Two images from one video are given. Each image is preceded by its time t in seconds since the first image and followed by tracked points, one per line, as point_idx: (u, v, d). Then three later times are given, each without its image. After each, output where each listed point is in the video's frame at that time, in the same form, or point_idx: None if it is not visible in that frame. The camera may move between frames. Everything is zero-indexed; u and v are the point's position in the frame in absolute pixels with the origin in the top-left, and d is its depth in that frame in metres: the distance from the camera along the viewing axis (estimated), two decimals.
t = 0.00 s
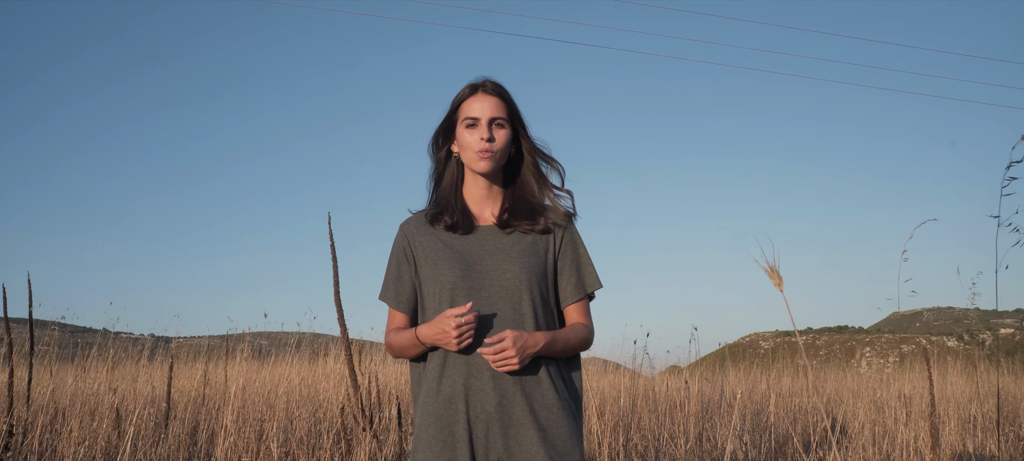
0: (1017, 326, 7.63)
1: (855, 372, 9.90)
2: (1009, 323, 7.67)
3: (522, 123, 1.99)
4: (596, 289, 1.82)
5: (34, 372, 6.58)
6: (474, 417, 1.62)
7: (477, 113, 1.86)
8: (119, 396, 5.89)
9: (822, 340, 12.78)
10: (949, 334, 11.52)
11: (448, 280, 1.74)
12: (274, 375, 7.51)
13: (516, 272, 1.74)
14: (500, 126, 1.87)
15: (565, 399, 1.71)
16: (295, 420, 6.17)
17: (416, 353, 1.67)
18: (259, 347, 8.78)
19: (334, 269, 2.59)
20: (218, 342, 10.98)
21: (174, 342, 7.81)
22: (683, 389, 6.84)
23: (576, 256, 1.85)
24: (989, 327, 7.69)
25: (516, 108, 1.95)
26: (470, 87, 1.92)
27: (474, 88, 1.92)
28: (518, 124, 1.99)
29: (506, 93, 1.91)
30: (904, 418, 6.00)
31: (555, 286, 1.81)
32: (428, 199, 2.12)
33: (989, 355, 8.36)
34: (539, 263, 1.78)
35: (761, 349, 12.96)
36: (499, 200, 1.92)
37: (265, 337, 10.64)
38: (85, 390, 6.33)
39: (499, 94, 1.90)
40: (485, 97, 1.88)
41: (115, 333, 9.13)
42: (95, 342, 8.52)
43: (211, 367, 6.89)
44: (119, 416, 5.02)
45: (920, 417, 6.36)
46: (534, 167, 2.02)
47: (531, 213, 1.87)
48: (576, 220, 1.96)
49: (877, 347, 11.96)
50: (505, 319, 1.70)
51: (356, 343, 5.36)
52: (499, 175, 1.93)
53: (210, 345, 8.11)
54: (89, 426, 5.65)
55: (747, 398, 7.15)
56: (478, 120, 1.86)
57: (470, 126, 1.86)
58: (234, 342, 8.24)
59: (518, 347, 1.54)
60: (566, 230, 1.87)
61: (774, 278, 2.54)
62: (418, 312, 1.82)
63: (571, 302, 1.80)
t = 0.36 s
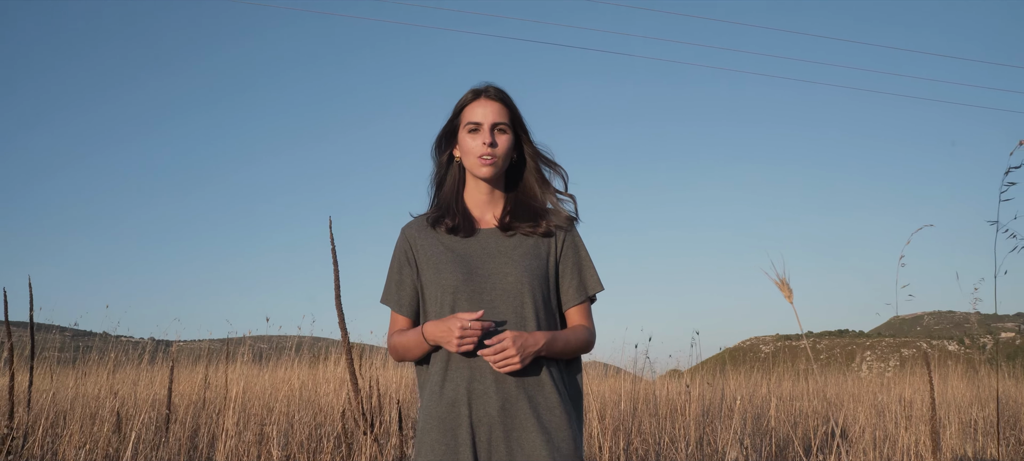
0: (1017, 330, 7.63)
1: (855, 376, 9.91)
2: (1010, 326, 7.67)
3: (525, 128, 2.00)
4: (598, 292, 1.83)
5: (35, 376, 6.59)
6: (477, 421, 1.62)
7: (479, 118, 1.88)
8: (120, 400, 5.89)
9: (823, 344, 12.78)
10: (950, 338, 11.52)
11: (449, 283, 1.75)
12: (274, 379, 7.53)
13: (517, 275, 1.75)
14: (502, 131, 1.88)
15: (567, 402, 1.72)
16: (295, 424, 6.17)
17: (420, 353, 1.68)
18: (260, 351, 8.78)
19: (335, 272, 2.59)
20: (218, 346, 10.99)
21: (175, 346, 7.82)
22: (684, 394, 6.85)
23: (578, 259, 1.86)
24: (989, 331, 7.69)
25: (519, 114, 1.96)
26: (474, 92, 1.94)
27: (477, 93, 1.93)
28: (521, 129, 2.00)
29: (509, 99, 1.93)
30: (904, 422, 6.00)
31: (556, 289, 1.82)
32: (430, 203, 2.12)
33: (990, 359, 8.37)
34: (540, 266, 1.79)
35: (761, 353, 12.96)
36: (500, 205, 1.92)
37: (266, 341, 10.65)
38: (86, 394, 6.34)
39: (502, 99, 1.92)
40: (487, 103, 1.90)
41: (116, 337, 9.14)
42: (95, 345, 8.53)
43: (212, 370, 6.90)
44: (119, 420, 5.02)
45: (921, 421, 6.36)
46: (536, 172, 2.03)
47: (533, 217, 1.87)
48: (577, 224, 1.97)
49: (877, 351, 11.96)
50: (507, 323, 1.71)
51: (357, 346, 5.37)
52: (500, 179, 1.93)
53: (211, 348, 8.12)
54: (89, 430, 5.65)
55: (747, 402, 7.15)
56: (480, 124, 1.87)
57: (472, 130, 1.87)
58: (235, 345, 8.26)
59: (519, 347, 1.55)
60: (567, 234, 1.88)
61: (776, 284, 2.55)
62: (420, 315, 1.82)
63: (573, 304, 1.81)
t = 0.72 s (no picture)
0: (1017, 331, 7.63)
1: (856, 377, 9.91)
2: (1010, 327, 7.68)
3: (528, 131, 2.01)
4: (598, 293, 1.83)
5: (36, 377, 6.60)
6: (477, 421, 1.63)
7: (482, 118, 1.88)
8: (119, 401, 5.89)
9: (823, 345, 12.78)
10: (951, 339, 11.52)
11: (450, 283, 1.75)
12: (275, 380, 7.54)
13: (518, 276, 1.75)
14: (505, 132, 1.88)
15: (568, 402, 1.73)
16: (295, 424, 6.18)
17: (428, 328, 1.64)
18: (260, 352, 8.77)
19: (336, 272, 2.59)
20: (218, 347, 10.98)
21: (175, 347, 7.83)
22: (684, 394, 6.86)
23: (578, 260, 1.87)
24: (989, 332, 7.68)
25: (523, 116, 1.96)
26: (478, 93, 1.94)
27: (482, 95, 1.94)
28: (524, 131, 2.00)
29: (513, 101, 1.93)
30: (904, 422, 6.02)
31: (557, 290, 1.82)
32: (433, 203, 2.13)
33: (990, 359, 8.37)
34: (541, 267, 1.79)
35: (761, 354, 12.96)
36: (501, 206, 1.93)
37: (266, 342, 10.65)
38: (87, 395, 6.35)
39: (506, 101, 1.92)
40: (492, 104, 1.90)
41: (116, 338, 9.13)
42: (95, 347, 8.53)
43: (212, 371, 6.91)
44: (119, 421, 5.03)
45: (921, 421, 6.37)
46: (539, 174, 2.04)
47: (534, 219, 1.88)
48: (578, 226, 1.97)
49: (878, 351, 11.96)
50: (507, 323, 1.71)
51: (358, 347, 5.38)
52: (502, 180, 1.94)
53: (211, 350, 8.12)
54: (90, 431, 5.67)
55: (748, 403, 7.15)
56: (483, 125, 1.87)
57: (475, 130, 1.88)
58: (235, 346, 8.27)
59: (514, 348, 1.55)
60: (568, 235, 1.89)
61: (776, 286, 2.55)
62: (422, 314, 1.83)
63: (573, 305, 1.82)
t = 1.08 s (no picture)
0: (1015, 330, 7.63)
1: (854, 375, 9.92)
2: (1008, 326, 7.70)
3: (531, 132, 2.02)
4: (596, 295, 1.84)
5: (33, 377, 6.58)
6: (475, 420, 1.63)
7: (487, 114, 1.88)
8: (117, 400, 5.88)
9: (821, 344, 12.79)
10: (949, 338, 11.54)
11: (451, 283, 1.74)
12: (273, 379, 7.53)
13: (518, 275, 1.75)
14: (509, 129, 1.89)
15: (566, 402, 1.73)
16: (293, 424, 6.17)
17: (432, 310, 1.63)
18: (258, 351, 8.75)
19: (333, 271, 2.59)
20: (216, 346, 10.95)
21: (173, 347, 7.81)
22: (683, 394, 6.86)
23: (577, 262, 1.87)
24: (987, 330, 7.69)
25: (527, 116, 1.97)
26: (484, 91, 1.95)
27: (488, 92, 1.95)
28: (527, 132, 2.01)
29: (518, 100, 1.94)
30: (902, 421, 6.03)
31: (555, 291, 1.82)
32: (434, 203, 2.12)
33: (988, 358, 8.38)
34: (540, 269, 1.79)
35: (760, 353, 12.96)
36: (501, 206, 1.93)
37: (264, 341, 10.63)
38: (84, 394, 6.34)
39: (511, 100, 1.93)
40: (498, 101, 1.91)
41: (113, 338, 9.10)
42: (92, 346, 8.50)
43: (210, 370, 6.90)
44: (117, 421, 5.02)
45: (920, 420, 6.38)
46: (541, 175, 2.04)
47: (534, 220, 1.87)
48: (577, 229, 1.97)
49: (876, 350, 11.98)
50: (506, 323, 1.71)
51: (356, 346, 5.37)
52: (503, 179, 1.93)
53: (209, 349, 8.10)
54: (87, 430, 5.65)
55: (746, 401, 7.15)
56: (488, 120, 1.87)
57: (480, 125, 1.88)
58: (233, 345, 8.25)
59: (515, 349, 1.55)
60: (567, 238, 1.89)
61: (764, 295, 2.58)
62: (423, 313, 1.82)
63: (571, 307, 1.81)
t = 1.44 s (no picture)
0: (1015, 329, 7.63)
1: (853, 375, 9.91)
2: (1007, 325, 7.70)
3: (533, 131, 2.02)
4: (595, 296, 1.84)
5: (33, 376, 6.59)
6: (474, 419, 1.63)
7: (490, 110, 1.89)
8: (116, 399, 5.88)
9: (821, 343, 12.79)
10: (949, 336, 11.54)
11: (450, 282, 1.74)
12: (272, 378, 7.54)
13: (517, 275, 1.75)
14: (512, 125, 1.89)
15: (563, 400, 1.73)
16: (292, 423, 6.17)
17: (435, 336, 1.59)
18: (258, 350, 8.75)
19: (332, 271, 2.58)
20: (216, 345, 10.94)
21: (172, 346, 7.81)
22: (683, 393, 6.87)
23: (576, 262, 1.87)
24: (987, 330, 7.69)
25: (530, 113, 1.97)
26: (487, 89, 1.96)
27: (490, 90, 1.95)
28: (529, 130, 2.01)
29: (521, 97, 1.95)
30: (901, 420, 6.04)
31: (554, 290, 1.82)
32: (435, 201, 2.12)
33: (987, 357, 8.39)
34: (540, 268, 1.79)
35: (759, 352, 12.96)
36: (502, 204, 1.92)
37: (264, 340, 10.63)
38: (84, 393, 6.34)
39: (514, 97, 1.94)
40: (501, 98, 1.91)
41: (113, 338, 9.11)
42: (91, 346, 8.50)
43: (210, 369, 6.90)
44: (116, 419, 5.02)
45: (918, 418, 6.39)
46: (542, 174, 2.04)
47: (534, 220, 1.88)
48: (577, 229, 1.97)
49: (875, 349, 11.98)
50: (505, 323, 1.71)
51: (355, 345, 5.37)
52: (504, 176, 1.93)
53: (208, 348, 8.11)
54: (87, 429, 5.65)
55: (746, 400, 7.16)
56: (491, 116, 1.87)
57: (482, 121, 1.88)
58: (233, 344, 8.25)
59: (517, 349, 1.55)
60: (567, 238, 1.89)
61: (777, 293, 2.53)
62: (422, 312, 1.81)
63: (570, 307, 1.81)
